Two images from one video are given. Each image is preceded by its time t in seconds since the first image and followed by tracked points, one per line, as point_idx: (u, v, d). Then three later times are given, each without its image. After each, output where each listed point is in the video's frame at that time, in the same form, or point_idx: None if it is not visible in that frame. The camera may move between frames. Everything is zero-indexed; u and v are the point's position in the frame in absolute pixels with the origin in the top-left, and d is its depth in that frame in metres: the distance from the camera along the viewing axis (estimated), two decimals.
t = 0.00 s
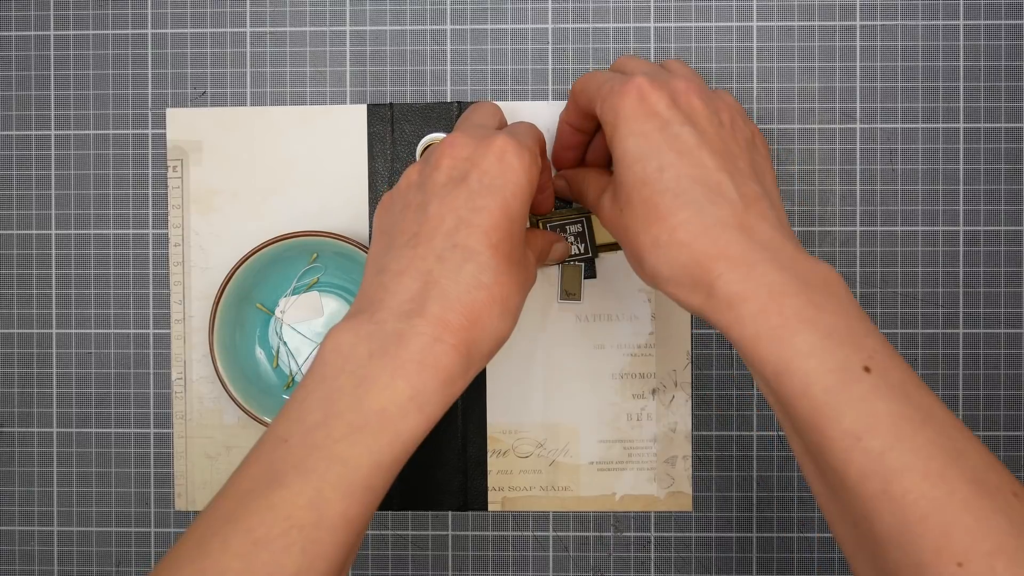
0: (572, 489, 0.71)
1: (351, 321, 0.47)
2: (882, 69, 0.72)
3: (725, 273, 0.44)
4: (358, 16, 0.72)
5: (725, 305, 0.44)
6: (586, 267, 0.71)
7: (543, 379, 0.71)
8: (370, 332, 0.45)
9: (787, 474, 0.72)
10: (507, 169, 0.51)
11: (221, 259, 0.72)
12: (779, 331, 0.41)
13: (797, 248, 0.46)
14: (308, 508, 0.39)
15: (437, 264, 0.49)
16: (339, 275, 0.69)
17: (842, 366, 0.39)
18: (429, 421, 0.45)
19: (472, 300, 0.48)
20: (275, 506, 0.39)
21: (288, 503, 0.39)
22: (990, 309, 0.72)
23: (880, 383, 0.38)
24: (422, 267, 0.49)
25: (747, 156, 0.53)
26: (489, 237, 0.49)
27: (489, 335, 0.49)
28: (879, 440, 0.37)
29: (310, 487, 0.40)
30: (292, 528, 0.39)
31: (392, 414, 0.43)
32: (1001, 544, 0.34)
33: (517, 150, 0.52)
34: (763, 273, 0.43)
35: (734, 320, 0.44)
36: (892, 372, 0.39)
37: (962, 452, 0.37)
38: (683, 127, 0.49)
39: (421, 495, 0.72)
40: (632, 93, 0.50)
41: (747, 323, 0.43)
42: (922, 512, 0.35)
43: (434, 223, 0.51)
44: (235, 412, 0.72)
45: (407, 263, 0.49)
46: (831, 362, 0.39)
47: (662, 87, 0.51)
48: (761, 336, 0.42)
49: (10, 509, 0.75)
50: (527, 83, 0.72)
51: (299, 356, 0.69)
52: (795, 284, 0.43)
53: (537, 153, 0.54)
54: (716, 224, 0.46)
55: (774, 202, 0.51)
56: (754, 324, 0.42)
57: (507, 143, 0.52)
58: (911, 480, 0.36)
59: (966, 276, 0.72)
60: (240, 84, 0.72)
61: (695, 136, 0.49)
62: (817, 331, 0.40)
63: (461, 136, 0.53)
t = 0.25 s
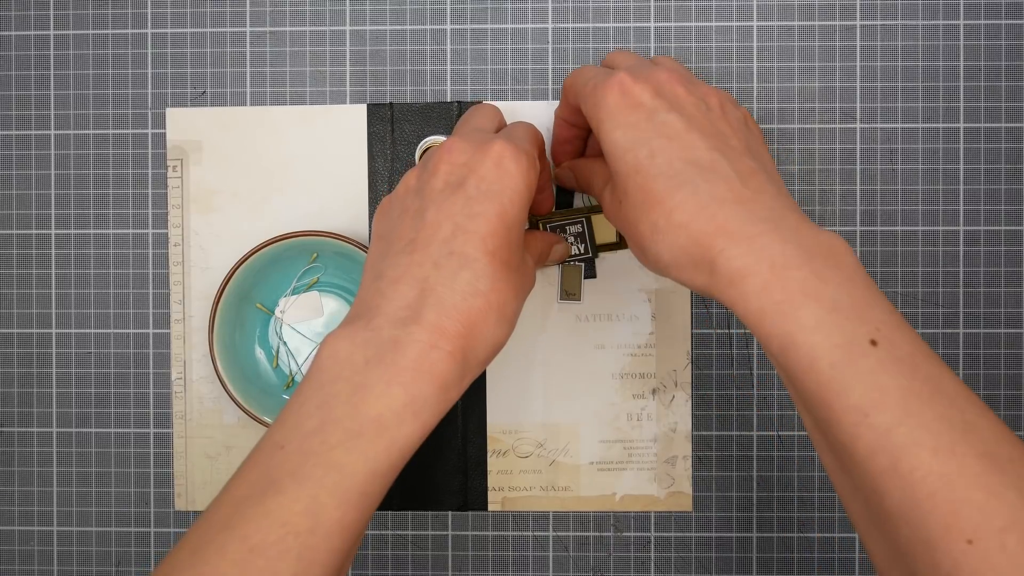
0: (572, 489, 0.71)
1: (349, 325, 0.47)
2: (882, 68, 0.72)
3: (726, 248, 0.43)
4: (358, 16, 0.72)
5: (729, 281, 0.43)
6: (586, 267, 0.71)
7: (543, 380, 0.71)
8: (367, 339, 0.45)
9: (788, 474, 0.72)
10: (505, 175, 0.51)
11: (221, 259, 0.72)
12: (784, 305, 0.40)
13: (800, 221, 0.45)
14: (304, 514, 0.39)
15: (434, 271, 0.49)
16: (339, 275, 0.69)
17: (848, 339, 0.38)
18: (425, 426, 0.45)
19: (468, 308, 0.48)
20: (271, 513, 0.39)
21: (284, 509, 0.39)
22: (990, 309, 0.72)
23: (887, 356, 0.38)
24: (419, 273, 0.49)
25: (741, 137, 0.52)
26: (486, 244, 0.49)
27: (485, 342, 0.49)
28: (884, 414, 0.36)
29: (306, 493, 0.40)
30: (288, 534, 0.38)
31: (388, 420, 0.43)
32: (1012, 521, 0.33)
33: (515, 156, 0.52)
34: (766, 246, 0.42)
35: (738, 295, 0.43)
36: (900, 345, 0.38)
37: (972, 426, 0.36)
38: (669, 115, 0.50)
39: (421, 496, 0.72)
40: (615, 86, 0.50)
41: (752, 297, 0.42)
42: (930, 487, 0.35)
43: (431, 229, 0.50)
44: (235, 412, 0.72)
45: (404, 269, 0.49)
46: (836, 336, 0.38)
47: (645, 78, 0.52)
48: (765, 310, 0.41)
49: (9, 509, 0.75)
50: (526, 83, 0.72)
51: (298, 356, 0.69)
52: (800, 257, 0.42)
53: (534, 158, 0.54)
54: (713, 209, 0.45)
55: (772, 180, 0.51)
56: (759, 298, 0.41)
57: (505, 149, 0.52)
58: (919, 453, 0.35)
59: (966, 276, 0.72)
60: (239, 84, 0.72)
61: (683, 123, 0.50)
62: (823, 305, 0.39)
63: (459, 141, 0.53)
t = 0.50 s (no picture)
0: (572, 489, 0.71)
1: (348, 329, 0.47)
2: (882, 68, 0.72)
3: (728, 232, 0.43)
4: (358, 16, 0.72)
5: (732, 263, 0.43)
6: (586, 267, 0.71)
7: (543, 381, 0.71)
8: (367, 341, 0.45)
9: (788, 474, 0.72)
10: (504, 176, 0.51)
11: (221, 259, 0.72)
12: (786, 289, 0.40)
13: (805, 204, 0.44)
14: (304, 516, 0.39)
15: (434, 273, 0.49)
16: (339, 275, 0.69)
17: (851, 321, 0.38)
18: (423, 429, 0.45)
19: (468, 309, 0.48)
20: (270, 515, 0.39)
21: (284, 511, 0.39)
22: (990, 309, 0.72)
23: (891, 338, 0.37)
24: (418, 276, 0.49)
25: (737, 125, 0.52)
26: (485, 246, 0.49)
27: (484, 344, 0.49)
28: (888, 396, 0.36)
29: (306, 496, 0.40)
30: (288, 536, 0.38)
31: (388, 423, 0.43)
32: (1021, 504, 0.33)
33: (515, 158, 0.52)
34: (769, 229, 0.42)
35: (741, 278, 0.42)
36: (905, 327, 0.38)
37: (980, 407, 0.35)
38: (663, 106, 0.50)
39: (422, 496, 0.72)
40: (610, 84, 0.51)
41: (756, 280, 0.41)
42: (938, 470, 0.34)
43: (430, 232, 0.50)
44: (235, 412, 0.72)
45: (403, 271, 0.49)
46: (839, 317, 0.38)
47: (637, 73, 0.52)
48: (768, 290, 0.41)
49: (9, 509, 0.75)
50: (526, 83, 0.72)
51: (299, 356, 0.69)
52: (803, 239, 0.41)
53: (534, 160, 0.54)
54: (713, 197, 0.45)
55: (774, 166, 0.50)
56: (762, 280, 0.41)
57: (504, 151, 0.52)
58: (928, 436, 0.34)
59: (966, 276, 0.72)
60: (239, 84, 0.72)
61: (677, 113, 0.50)
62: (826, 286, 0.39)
63: (458, 144, 0.53)
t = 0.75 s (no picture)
0: (572, 489, 0.71)
1: (346, 332, 0.47)
2: (882, 68, 0.72)
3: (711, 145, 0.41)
4: (358, 15, 0.72)
5: (713, 172, 0.41)
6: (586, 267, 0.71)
7: (540, 384, 0.71)
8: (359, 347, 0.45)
9: (788, 474, 0.72)
10: (501, 183, 0.52)
11: (221, 259, 0.72)
12: (770, 195, 0.38)
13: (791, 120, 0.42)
14: (296, 521, 0.38)
15: (429, 280, 0.49)
16: (339, 275, 0.69)
17: (836, 227, 0.36)
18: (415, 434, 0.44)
19: (462, 317, 0.48)
20: (262, 519, 0.38)
21: (276, 516, 0.39)
22: (990, 309, 0.72)
23: (877, 244, 0.35)
24: (413, 282, 0.49)
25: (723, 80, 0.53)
26: (481, 253, 0.50)
27: (477, 351, 0.49)
28: (873, 306, 0.34)
29: (299, 500, 0.39)
30: (280, 540, 0.38)
31: (381, 427, 0.42)
32: (1004, 416, 0.31)
33: (512, 164, 0.52)
34: (753, 139, 0.40)
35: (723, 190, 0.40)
36: (891, 237, 0.36)
37: (967, 322, 0.34)
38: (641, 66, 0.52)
39: (421, 496, 0.72)
40: (592, 64, 0.55)
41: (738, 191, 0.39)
42: (922, 381, 0.32)
43: (426, 238, 0.50)
44: (235, 412, 0.72)
45: (399, 277, 0.49)
46: (824, 224, 0.36)
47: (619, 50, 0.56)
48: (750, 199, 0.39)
49: (9, 509, 0.75)
50: (527, 83, 0.72)
51: (298, 356, 0.69)
52: (788, 149, 0.39)
53: (529, 166, 0.54)
54: (698, 115, 0.43)
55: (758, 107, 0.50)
56: (744, 189, 0.39)
57: (501, 157, 0.52)
58: (910, 347, 0.33)
59: (966, 276, 0.72)
60: (239, 84, 0.72)
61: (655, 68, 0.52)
62: (812, 193, 0.37)
63: (455, 149, 0.53)
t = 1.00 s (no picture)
0: (572, 489, 0.71)
1: (344, 333, 0.47)
2: (882, 68, 0.72)
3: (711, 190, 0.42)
4: (358, 16, 0.72)
5: (712, 216, 0.42)
6: (586, 266, 0.71)
7: (539, 384, 0.71)
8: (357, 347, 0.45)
9: (788, 474, 0.72)
10: (500, 183, 0.51)
11: (221, 259, 0.72)
12: (766, 242, 0.39)
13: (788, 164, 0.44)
14: (295, 521, 0.39)
15: (428, 280, 0.49)
16: (339, 275, 0.69)
17: (832, 273, 0.37)
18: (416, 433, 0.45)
19: (461, 317, 0.48)
20: (262, 519, 0.38)
21: (275, 515, 0.39)
22: (990, 309, 0.72)
23: (872, 288, 0.37)
24: (413, 282, 0.49)
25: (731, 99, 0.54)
26: (480, 254, 0.50)
27: (477, 351, 0.49)
28: (869, 349, 0.35)
29: (298, 500, 0.39)
30: (279, 540, 0.38)
31: (380, 427, 0.43)
32: (1002, 456, 0.32)
33: (511, 164, 0.52)
34: (749, 185, 0.42)
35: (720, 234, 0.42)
36: (885, 280, 0.37)
37: (962, 362, 0.35)
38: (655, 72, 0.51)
39: (421, 496, 0.72)
40: (604, 55, 0.52)
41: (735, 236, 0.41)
42: (920, 422, 0.33)
43: (425, 238, 0.51)
44: (235, 412, 0.72)
45: (398, 277, 0.49)
46: (819, 270, 0.38)
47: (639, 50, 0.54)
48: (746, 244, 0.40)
49: (9, 510, 0.75)
50: (526, 83, 0.72)
51: (298, 356, 0.69)
52: (783, 194, 0.41)
53: (530, 166, 0.54)
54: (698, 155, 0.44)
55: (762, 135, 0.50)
56: (742, 233, 0.40)
57: (501, 157, 0.52)
58: (910, 388, 0.34)
59: (966, 276, 0.72)
60: (239, 84, 0.72)
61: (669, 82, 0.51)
62: (805, 239, 0.39)
63: (455, 150, 0.53)
